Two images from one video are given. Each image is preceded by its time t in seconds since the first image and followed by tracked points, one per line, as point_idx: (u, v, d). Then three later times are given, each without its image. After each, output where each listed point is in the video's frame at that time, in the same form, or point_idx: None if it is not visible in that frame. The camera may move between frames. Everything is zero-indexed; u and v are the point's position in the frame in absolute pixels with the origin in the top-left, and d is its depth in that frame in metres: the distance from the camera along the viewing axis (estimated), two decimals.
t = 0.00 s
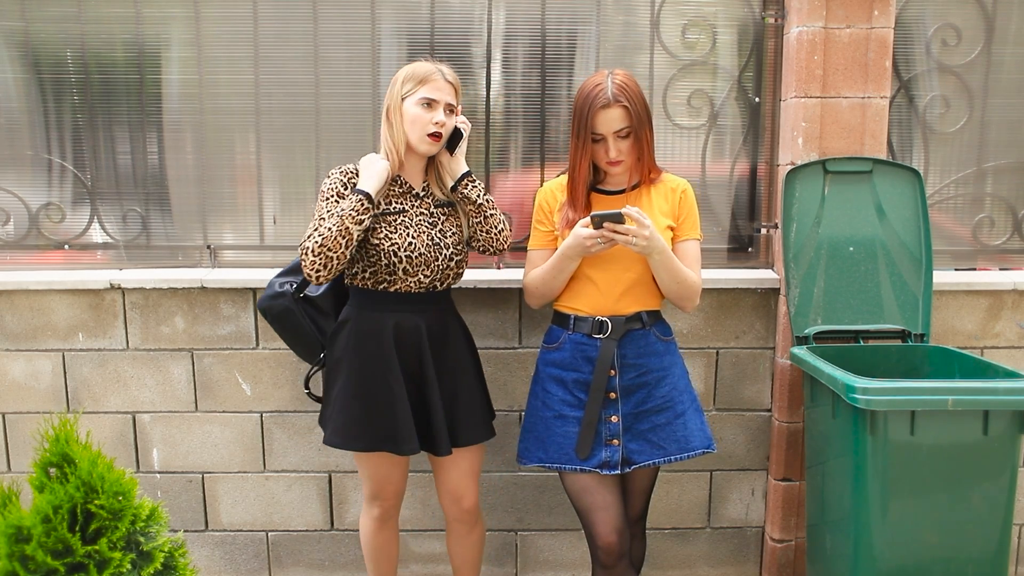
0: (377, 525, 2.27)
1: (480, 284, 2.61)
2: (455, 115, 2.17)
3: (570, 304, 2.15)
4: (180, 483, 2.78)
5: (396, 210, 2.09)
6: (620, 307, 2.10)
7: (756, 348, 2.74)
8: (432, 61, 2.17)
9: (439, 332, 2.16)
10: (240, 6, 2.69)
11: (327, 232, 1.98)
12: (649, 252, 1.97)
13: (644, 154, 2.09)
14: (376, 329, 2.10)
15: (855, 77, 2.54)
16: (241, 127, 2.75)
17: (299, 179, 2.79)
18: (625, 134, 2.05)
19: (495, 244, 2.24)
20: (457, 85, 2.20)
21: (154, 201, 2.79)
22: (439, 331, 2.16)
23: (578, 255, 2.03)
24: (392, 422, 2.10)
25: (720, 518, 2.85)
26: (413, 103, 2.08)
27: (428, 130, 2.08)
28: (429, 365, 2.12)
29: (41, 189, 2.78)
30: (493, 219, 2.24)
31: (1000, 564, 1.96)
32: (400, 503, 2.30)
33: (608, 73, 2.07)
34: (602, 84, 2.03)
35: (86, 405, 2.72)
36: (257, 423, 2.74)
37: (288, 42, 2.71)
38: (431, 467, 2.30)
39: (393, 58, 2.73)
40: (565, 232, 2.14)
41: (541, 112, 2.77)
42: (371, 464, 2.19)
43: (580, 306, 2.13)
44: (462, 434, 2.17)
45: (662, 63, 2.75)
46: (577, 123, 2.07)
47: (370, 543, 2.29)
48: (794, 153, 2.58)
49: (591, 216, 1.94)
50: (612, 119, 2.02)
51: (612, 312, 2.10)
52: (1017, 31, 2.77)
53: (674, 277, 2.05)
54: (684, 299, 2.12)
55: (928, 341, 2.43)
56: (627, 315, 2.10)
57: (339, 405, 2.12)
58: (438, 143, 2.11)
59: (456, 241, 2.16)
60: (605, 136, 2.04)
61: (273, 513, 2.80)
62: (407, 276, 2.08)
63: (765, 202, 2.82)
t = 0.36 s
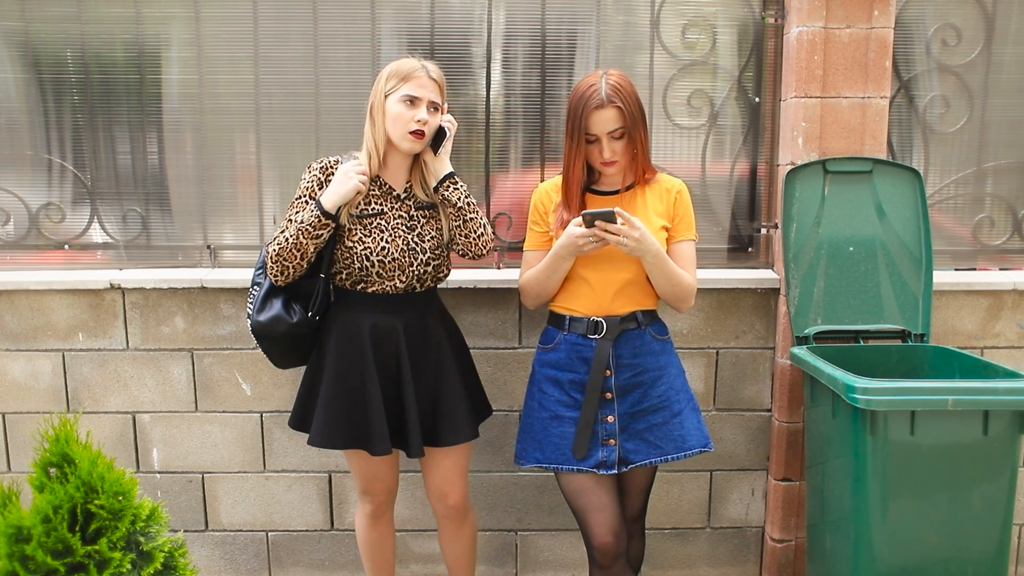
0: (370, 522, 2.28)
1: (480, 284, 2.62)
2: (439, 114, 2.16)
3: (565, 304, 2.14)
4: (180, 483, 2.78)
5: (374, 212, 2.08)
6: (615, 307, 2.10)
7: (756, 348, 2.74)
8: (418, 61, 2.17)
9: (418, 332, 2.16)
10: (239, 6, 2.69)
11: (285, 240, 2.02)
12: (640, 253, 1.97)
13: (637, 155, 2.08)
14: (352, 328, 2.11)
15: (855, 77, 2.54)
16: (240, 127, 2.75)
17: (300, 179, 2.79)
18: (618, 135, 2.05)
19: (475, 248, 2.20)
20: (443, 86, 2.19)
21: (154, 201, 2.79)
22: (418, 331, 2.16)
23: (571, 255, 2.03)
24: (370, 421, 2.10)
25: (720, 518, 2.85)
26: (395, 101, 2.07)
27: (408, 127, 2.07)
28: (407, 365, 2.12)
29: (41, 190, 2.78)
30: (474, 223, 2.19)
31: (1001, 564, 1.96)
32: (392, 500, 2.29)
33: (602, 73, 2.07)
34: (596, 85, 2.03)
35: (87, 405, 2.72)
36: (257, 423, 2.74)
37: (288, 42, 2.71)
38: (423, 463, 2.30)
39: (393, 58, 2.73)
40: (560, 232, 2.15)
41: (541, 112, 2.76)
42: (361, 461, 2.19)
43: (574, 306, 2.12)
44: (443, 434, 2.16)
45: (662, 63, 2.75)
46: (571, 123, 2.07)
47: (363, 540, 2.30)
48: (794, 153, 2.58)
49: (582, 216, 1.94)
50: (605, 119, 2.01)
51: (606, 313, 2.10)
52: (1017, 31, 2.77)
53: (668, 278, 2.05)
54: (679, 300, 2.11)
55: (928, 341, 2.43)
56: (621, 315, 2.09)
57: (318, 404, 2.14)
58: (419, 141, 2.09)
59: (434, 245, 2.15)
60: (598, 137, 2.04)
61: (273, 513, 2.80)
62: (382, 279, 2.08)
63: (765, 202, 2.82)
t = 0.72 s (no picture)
0: (368, 522, 2.28)
1: (479, 284, 2.62)
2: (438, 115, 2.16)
3: (563, 304, 2.14)
4: (180, 483, 2.78)
5: (373, 214, 2.07)
6: (613, 307, 2.10)
7: (756, 348, 2.74)
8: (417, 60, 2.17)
9: (416, 333, 2.16)
10: (239, 6, 2.69)
11: (298, 250, 1.99)
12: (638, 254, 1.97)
13: (635, 155, 2.08)
14: (351, 330, 2.10)
15: (855, 77, 2.54)
16: (240, 127, 2.75)
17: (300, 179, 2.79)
18: (616, 135, 2.05)
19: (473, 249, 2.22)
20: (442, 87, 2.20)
21: (154, 201, 2.79)
22: (416, 332, 2.16)
23: (569, 255, 2.03)
24: (369, 422, 2.10)
25: (720, 518, 2.85)
26: (396, 103, 2.07)
27: (408, 130, 2.06)
28: (405, 366, 2.12)
29: (41, 189, 2.78)
30: (472, 225, 2.21)
31: (1001, 564, 1.96)
32: (389, 499, 2.29)
33: (601, 74, 2.07)
34: (593, 85, 2.03)
35: (86, 405, 2.72)
36: (257, 423, 2.74)
37: (288, 42, 2.71)
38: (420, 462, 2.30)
39: (393, 58, 2.73)
40: (558, 232, 2.15)
41: (541, 112, 2.77)
42: (360, 461, 2.19)
43: (573, 306, 2.12)
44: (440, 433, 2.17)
45: (662, 63, 2.75)
46: (569, 124, 2.07)
47: (362, 541, 2.30)
48: (794, 153, 2.58)
49: (580, 216, 1.94)
50: (604, 120, 2.01)
51: (604, 313, 2.10)
52: (1017, 31, 2.77)
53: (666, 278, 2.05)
54: (677, 300, 2.11)
55: (928, 341, 2.43)
56: (620, 315, 2.09)
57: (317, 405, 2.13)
58: (420, 143, 2.09)
59: (432, 246, 2.15)
60: (596, 137, 2.04)
61: (273, 513, 2.80)
62: (380, 279, 2.08)
63: (765, 202, 2.82)
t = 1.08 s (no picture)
0: (371, 522, 2.27)
1: (479, 284, 2.62)
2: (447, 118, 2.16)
3: (565, 304, 2.14)
4: (180, 483, 2.78)
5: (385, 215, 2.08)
6: (614, 307, 2.10)
7: (756, 348, 2.74)
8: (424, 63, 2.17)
9: (424, 332, 2.16)
10: (239, 6, 2.69)
11: (321, 261, 1.96)
12: (638, 253, 1.97)
13: (636, 155, 2.08)
14: (360, 330, 2.09)
15: (855, 77, 2.54)
16: (240, 127, 2.75)
17: (299, 179, 2.79)
18: (617, 135, 2.05)
19: (479, 249, 2.26)
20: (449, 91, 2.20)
21: (154, 202, 2.79)
22: (424, 331, 2.16)
23: (571, 255, 2.02)
24: (379, 421, 2.10)
25: (720, 518, 2.85)
26: (405, 105, 2.07)
27: (418, 133, 2.07)
28: (415, 364, 2.12)
29: (41, 189, 2.78)
30: (478, 226, 2.24)
31: (1001, 564, 1.96)
32: (393, 499, 2.29)
33: (601, 74, 2.07)
34: (594, 85, 2.03)
35: (86, 405, 2.72)
36: (257, 423, 2.74)
37: (288, 42, 2.71)
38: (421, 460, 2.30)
39: (393, 58, 2.73)
40: (559, 232, 2.15)
41: (541, 112, 2.77)
42: (365, 461, 2.18)
43: (574, 306, 2.12)
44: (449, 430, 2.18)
45: (662, 63, 2.75)
46: (570, 124, 2.07)
47: (365, 541, 2.29)
48: (794, 153, 2.58)
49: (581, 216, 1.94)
50: (604, 118, 2.01)
51: (605, 313, 2.10)
52: (1017, 31, 2.77)
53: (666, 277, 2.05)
54: (678, 300, 2.11)
55: (928, 341, 2.43)
56: (621, 315, 2.09)
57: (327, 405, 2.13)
58: (428, 146, 2.10)
59: (440, 246, 2.18)
60: (597, 138, 2.04)
61: (273, 513, 2.80)
62: (390, 279, 2.08)
63: (765, 202, 2.82)
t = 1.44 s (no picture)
0: (377, 522, 2.27)
1: (479, 284, 2.62)
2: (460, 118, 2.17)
3: (566, 304, 2.15)
4: (180, 483, 2.78)
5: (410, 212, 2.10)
6: (615, 307, 2.10)
7: (756, 348, 2.74)
8: (438, 62, 2.17)
9: (438, 330, 2.17)
10: (239, 6, 2.69)
11: (407, 253, 1.97)
12: (641, 254, 1.97)
13: (636, 155, 2.08)
14: (375, 327, 2.10)
15: (855, 77, 2.54)
16: (240, 127, 2.75)
17: (299, 179, 2.79)
18: (618, 135, 2.04)
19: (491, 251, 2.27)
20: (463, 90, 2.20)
21: (154, 201, 2.79)
22: (439, 329, 2.17)
23: (572, 255, 2.02)
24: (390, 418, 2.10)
25: (720, 518, 2.85)
26: (419, 106, 2.08)
27: (431, 134, 2.08)
28: (430, 363, 2.13)
29: (41, 189, 2.78)
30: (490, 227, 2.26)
31: (1001, 564, 1.96)
32: (401, 500, 2.29)
33: (601, 74, 2.06)
34: (594, 86, 2.02)
35: (86, 405, 2.72)
36: (257, 423, 2.74)
37: (288, 42, 2.71)
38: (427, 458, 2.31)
39: (393, 59, 2.73)
40: (560, 232, 2.15)
41: (541, 112, 2.77)
42: (374, 461, 2.18)
43: (576, 306, 2.12)
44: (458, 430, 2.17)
45: (662, 62, 2.75)
46: (570, 124, 2.06)
47: (370, 541, 2.29)
48: (794, 153, 2.58)
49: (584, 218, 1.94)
50: (604, 117, 2.01)
51: (607, 313, 2.10)
52: (1017, 31, 2.77)
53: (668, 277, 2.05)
54: (680, 300, 2.11)
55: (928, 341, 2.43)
56: (622, 315, 2.09)
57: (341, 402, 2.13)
58: (441, 147, 2.11)
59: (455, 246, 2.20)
60: (598, 138, 2.04)
61: (273, 513, 2.80)
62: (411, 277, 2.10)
63: (765, 202, 2.82)
